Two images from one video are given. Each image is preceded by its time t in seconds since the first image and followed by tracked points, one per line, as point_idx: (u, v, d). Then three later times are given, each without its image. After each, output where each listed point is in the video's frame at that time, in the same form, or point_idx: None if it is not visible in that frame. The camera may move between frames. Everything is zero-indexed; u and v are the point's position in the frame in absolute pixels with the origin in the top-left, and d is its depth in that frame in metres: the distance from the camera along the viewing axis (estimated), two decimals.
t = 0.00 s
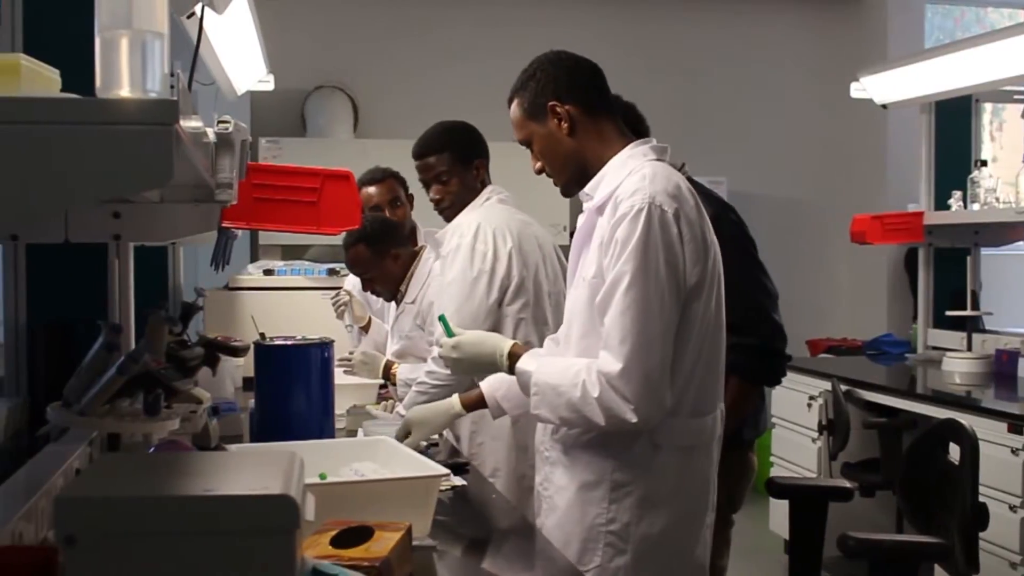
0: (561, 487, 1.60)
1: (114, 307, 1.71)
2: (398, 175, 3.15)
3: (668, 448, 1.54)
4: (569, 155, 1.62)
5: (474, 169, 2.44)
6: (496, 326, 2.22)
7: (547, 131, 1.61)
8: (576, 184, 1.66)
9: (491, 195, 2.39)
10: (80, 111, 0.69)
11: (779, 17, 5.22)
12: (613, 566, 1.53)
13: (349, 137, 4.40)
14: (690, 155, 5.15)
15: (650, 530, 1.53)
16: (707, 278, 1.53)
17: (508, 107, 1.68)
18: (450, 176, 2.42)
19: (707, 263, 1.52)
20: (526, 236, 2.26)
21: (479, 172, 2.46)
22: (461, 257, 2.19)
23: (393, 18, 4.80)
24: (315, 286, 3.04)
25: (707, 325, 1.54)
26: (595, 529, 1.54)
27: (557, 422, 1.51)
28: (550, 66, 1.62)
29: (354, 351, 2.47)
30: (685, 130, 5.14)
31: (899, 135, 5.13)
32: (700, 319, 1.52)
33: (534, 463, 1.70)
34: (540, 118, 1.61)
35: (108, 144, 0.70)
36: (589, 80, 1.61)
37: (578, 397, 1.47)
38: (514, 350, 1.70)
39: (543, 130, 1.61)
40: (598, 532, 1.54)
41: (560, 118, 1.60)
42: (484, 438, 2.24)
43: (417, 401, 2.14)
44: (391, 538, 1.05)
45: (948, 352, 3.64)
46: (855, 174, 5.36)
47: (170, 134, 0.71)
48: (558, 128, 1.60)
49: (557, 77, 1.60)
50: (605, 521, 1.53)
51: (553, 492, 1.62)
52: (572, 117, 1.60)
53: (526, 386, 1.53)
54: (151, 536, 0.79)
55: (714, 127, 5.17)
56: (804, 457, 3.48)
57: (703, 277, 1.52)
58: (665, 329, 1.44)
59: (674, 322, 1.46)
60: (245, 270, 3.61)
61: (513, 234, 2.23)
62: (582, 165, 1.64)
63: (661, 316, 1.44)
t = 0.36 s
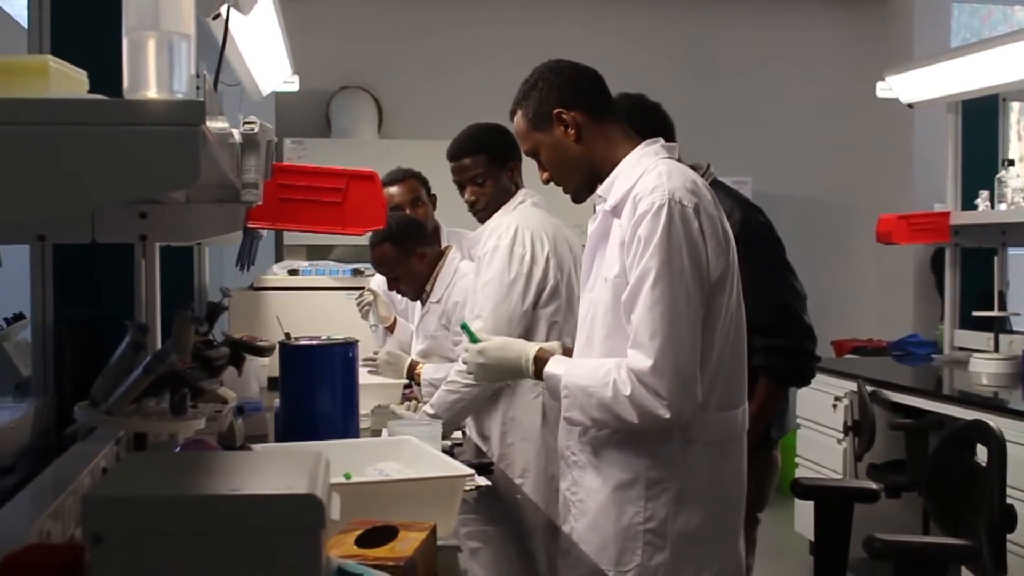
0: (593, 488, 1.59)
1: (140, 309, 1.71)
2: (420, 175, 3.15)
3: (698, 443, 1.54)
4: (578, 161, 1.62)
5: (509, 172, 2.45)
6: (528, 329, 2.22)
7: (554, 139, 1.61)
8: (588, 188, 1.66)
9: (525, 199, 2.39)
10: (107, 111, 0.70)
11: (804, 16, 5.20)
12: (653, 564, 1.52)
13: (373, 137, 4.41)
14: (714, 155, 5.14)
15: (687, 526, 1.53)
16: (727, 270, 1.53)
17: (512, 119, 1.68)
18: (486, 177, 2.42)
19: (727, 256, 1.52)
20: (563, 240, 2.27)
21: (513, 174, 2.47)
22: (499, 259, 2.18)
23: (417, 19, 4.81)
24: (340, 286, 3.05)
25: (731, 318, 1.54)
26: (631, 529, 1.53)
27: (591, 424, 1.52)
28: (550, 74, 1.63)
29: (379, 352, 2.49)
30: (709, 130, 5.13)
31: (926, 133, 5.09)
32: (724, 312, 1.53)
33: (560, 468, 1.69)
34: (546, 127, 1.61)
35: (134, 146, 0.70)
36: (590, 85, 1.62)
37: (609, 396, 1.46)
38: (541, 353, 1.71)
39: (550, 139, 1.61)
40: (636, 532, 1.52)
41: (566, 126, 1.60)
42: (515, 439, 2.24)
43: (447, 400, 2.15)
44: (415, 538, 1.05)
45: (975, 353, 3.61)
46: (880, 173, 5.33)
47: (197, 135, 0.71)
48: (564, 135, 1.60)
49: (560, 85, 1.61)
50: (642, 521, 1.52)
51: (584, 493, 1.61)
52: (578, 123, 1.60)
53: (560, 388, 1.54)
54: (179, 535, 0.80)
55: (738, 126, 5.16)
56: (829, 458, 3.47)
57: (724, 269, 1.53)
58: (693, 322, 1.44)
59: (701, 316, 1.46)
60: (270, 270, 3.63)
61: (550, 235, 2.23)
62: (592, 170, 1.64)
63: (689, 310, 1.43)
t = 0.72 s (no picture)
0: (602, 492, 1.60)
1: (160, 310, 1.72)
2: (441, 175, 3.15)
3: (701, 451, 1.52)
4: (596, 158, 1.62)
5: (531, 172, 2.46)
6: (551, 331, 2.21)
7: (571, 137, 1.61)
8: (606, 185, 1.66)
9: (547, 199, 2.40)
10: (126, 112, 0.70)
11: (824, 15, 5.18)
12: (654, 571, 1.52)
13: (392, 138, 4.42)
14: (733, 154, 5.13)
15: (689, 534, 1.52)
16: (731, 275, 1.50)
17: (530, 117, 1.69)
18: (507, 178, 2.42)
19: (731, 259, 1.50)
20: (583, 244, 2.26)
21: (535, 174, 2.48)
22: (522, 259, 2.18)
23: (436, 20, 4.82)
24: (358, 286, 3.05)
25: (735, 322, 1.52)
26: (632, 534, 1.53)
27: (586, 425, 1.53)
28: (567, 72, 1.63)
29: (399, 352, 2.50)
30: (728, 129, 5.12)
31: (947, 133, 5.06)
32: (725, 318, 1.50)
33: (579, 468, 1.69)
34: (563, 125, 1.61)
35: (152, 145, 0.71)
36: (606, 81, 1.61)
37: (600, 401, 1.48)
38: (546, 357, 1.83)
39: (567, 137, 1.61)
40: (637, 538, 1.53)
41: (583, 123, 1.60)
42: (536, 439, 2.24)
43: (468, 400, 2.16)
44: (435, 538, 1.06)
45: (997, 354, 3.59)
46: (902, 173, 5.30)
47: (216, 135, 0.71)
48: (581, 133, 1.61)
49: (576, 83, 1.61)
50: (641, 527, 1.53)
51: (594, 494, 1.62)
52: (595, 120, 1.60)
53: (556, 392, 1.56)
54: (200, 534, 0.80)
55: (757, 125, 5.15)
56: (849, 458, 3.46)
57: (727, 274, 1.50)
58: (682, 331, 1.43)
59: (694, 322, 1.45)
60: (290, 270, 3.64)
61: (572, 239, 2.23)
62: (610, 168, 1.64)
63: (678, 317, 1.43)
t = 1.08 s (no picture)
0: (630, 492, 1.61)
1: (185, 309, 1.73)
2: (461, 177, 3.16)
3: (716, 463, 1.52)
4: (618, 155, 1.63)
5: (553, 174, 2.46)
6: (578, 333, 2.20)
7: (594, 134, 1.62)
8: (630, 182, 1.66)
9: (569, 201, 2.39)
10: (156, 111, 0.71)
11: (849, 14, 5.16)
12: None
13: (416, 138, 4.43)
14: (757, 154, 5.12)
15: (703, 549, 1.52)
16: (745, 285, 1.48)
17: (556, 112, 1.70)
18: (529, 181, 2.43)
19: (742, 269, 1.47)
20: (606, 242, 2.26)
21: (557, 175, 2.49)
22: (549, 261, 2.17)
23: (460, 19, 4.83)
24: (382, 287, 3.06)
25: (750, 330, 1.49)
26: (645, 544, 1.56)
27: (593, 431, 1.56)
28: (588, 67, 1.63)
29: (422, 352, 2.50)
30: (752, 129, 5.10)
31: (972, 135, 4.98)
32: (737, 328, 1.49)
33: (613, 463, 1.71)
34: (585, 123, 1.63)
35: (181, 146, 0.72)
36: (630, 78, 1.61)
37: (599, 411, 1.51)
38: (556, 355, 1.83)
39: (589, 133, 1.63)
40: (648, 548, 1.56)
41: (604, 121, 1.61)
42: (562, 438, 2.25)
43: (495, 400, 2.16)
44: (459, 537, 1.06)
45: None
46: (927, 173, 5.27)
47: (244, 135, 0.72)
48: (603, 131, 1.62)
49: (598, 80, 1.61)
50: (653, 537, 1.55)
51: (621, 492, 1.64)
52: (617, 118, 1.61)
53: (565, 398, 1.60)
54: (225, 533, 0.80)
55: (781, 125, 5.13)
56: (873, 460, 3.44)
57: (740, 284, 1.48)
58: (687, 344, 1.42)
59: (700, 335, 1.44)
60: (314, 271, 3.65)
61: (598, 240, 2.23)
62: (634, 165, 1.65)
63: (681, 331, 1.42)
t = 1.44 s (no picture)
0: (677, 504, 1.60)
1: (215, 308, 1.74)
2: (490, 180, 3.17)
3: (752, 462, 1.50)
4: (620, 184, 1.62)
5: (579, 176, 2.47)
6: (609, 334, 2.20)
7: (595, 166, 1.61)
8: (634, 209, 1.65)
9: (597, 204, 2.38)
10: (191, 112, 0.73)
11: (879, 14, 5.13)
12: None
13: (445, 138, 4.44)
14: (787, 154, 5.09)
15: (754, 550, 1.51)
16: (755, 281, 1.47)
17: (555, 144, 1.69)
18: (557, 185, 2.43)
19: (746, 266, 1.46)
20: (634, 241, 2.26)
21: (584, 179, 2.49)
22: (583, 262, 2.17)
23: (489, 20, 4.83)
24: (412, 287, 3.07)
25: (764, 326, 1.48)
26: (699, 558, 1.54)
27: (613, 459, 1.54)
28: (583, 102, 1.64)
29: (452, 353, 2.53)
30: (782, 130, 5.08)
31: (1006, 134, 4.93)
32: (751, 327, 1.48)
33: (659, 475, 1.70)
34: (584, 154, 1.61)
35: (215, 146, 0.73)
36: (625, 106, 1.62)
37: (617, 429, 1.50)
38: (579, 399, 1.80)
39: (590, 165, 1.62)
40: (702, 561, 1.54)
41: (605, 153, 1.60)
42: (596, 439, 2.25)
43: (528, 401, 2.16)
44: (489, 537, 1.06)
45: None
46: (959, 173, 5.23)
47: (276, 136, 0.74)
48: (602, 164, 1.61)
49: (594, 112, 1.61)
50: (705, 549, 1.53)
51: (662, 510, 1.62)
52: (617, 149, 1.60)
53: (583, 431, 1.58)
54: (257, 530, 0.81)
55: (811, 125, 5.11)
56: (905, 461, 3.42)
57: (748, 282, 1.47)
58: (696, 348, 1.41)
59: (713, 337, 1.43)
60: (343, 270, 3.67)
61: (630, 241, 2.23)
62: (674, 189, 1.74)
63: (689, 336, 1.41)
